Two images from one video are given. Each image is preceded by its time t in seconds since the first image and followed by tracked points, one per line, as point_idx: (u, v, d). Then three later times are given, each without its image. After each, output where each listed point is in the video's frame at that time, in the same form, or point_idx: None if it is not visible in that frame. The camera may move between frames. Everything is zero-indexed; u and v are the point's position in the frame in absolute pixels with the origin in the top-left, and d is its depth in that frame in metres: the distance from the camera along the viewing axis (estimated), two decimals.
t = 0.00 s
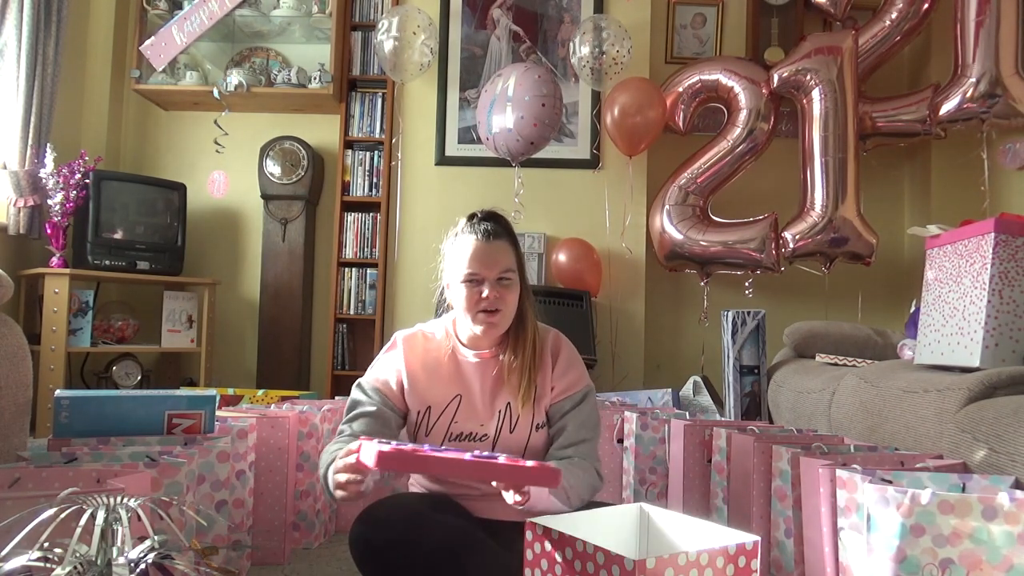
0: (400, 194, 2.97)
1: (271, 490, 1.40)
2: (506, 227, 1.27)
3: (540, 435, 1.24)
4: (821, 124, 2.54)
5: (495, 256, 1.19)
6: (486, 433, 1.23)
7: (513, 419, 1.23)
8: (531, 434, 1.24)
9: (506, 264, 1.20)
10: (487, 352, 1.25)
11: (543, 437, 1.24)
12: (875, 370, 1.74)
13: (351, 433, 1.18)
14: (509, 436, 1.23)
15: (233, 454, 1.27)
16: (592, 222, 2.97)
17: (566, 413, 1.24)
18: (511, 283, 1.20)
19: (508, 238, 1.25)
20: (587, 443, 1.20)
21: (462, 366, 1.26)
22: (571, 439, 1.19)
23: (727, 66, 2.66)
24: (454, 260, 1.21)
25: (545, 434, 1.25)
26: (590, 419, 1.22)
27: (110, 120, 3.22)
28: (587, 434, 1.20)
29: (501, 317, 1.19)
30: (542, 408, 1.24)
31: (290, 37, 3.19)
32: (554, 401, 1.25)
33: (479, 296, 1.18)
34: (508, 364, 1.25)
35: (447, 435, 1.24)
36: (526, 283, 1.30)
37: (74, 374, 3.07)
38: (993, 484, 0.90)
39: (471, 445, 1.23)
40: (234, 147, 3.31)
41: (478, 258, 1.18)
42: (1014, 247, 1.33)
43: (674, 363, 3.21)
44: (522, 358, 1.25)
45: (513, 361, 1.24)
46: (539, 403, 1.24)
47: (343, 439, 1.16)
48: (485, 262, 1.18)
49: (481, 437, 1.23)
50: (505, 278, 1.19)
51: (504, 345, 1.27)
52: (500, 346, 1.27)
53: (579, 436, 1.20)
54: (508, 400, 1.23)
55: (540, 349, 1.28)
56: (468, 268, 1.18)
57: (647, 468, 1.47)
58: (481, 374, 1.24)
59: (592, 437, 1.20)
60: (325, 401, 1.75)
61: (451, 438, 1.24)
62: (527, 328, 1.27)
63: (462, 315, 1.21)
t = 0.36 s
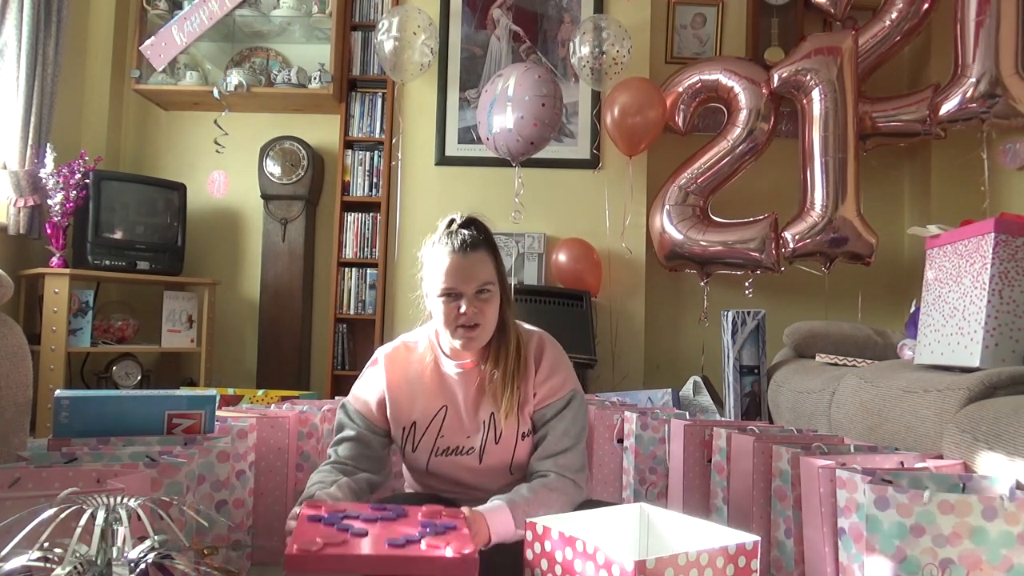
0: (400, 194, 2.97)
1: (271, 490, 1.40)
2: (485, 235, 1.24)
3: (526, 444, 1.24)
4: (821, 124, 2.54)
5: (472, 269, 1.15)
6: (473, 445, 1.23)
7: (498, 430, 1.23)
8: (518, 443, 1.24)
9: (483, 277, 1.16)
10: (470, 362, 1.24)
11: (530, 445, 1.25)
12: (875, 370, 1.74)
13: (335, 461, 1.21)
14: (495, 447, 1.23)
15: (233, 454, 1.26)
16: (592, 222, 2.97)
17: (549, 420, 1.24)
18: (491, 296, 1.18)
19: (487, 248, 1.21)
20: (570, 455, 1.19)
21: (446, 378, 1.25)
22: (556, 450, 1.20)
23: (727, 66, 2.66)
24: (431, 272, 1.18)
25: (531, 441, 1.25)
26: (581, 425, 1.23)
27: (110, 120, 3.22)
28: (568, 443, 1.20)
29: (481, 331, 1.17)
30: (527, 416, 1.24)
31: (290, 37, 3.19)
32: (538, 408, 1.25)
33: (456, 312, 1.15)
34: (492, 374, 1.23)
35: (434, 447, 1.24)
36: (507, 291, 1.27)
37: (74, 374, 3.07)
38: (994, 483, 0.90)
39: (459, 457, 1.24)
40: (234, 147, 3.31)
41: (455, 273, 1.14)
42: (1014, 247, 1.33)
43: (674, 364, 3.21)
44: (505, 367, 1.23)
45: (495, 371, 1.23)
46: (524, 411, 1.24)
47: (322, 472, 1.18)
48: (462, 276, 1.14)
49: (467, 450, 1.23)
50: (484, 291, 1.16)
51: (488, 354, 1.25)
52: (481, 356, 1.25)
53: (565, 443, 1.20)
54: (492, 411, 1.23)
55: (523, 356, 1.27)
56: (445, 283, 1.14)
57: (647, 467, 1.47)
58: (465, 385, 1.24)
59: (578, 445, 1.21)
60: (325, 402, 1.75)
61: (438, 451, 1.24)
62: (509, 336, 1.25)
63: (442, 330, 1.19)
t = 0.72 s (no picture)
0: (400, 194, 2.97)
1: (270, 490, 1.40)
2: (464, 247, 1.21)
3: (522, 457, 1.22)
4: (821, 124, 2.54)
5: (451, 285, 1.13)
6: (467, 462, 1.22)
7: (491, 446, 1.20)
8: (513, 457, 1.22)
9: (463, 293, 1.14)
10: (458, 378, 1.21)
11: (526, 458, 1.22)
12: (875, 370, 1.74)
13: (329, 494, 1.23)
14: (490, 464, 1.21)
15: (233, 454, 1.26)
16: (592, 223, 2.97)
17: (542, 430, 1.21)
18: (473, 312, 1.16)
19: (466, 261, 1.18)
20: (570, 459, 1.18)
21: (436, 395, 1.23)
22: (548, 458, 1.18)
23: (727, 65, 2.66)
24: (411, 289, 1.17)
25: (528, 453, 1.22)
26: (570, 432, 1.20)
27: (110, 120, 3.22)
28: (560, 455, 1.18)
29: (465, 350, 1.15)
30: (520, 429, 1.21)
31: (290, 37, 3.19)
32: (531, 420, 1.21)
33: (438, 332, 1.13)
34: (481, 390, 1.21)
35: (430, 465, 1.24)
36: (491, 302, 1.24)
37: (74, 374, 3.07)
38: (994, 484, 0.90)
39: (455, 474, 1.23)
40: (234, 147, 3.31)
41: (432, 292, 1.12)
42: (1014, 247, 1.33)
43: (674, 364, 3.21)
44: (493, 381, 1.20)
45: (484, 387, 1.20)
46: (517, 425, 1.21)
47: (317, 511, 1.21)
48: (441, 294, 1.12)
49: (463, 468, 1.22)
50: (464, 309, 1.14)
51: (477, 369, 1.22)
52: (469, 371, 1.22)
53: (563, 455, 1.18)
54: (484, 429, 1.20)
55: (513, 367, 1.22)
56: (423, 304, 1.13)
57: (647, 468, 1.47)
58: (456, 403, 1.22)
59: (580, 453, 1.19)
60: (324, 401, 1.75)
61: (435, 468, 1.24)
62: (495, 349, 1.21)
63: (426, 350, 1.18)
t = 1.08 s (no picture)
0: (400, 195, 2.97)
1: (270, 490, 1.40)
2: (469, 255, 1.20)
3: (520, 463, 1.22)
4: (821, 124, 2.54)
5: (457, 295, 1.13)
6: (467, 468, 1.22)
7: (490, 453, 1.20)
8: (512, 463, 1.22)
9: (470, 304, 1.14)
10: (460, 384, 1.21)
11: (525, 462, 1.22)
12: (875, 370, 1.74)
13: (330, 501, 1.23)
14: (489, 470, 1.21)
15: (233, 454, 1.26)
16: (592, 223, 2.97)
17: (541, 432, 1.20)
18: (481, 322, 1.16)
19: (472, 269, 1.18)
20: (568, 463, 1.18)
21: (437, 401, 1.24)
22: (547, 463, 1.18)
23: (728, 65, 2.66)
24: (416, 299, 1.16)
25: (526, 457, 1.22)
26: (571, 432, 1.19)
27: (110, 120, 3.22)
28: (557, 459, 1.18)
29: (472, 360, 1.15)
30: (518, 435, 1.20)
31: (290, 37, 3.19)
32: (529, 423, 1.21)
33: (447, 343, 1.13)
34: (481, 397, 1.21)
35: (429, 470, 1.25)
36: (495, 307, 1.23)
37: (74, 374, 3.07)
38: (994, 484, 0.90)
39: (455, 481, 1.24)
40: (234, 147, 3.31)
41: (438, 301, 1.12)
42: (1014, 247, 1.33)
43: (674, 364, 3.21)
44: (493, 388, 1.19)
45: (484, 394, 1.20)
46: (517, 432, 1.20)
47: (318, 521, 1.21)
48: (447, 304, 1.12)
49: (463, 474, 1.23)
50: (472, 318, 1.14)
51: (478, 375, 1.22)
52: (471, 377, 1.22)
53: (563, 459, 1.18)
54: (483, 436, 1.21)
55: (515, 373, 1.21)
56: (429, 313, 1.12)
57: (647, 467, 1.47)
58: (456, 410, 1.22)
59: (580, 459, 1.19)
60: (324, 401, 1.75)
61: (435, 473, 1.24)
62: (497, 357, 1.20)
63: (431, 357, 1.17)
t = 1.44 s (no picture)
0: (400, 195, 2.98)
1: (270, 490, 1.39)
2: (502, 241, 1.21)
3: (534, 452, 1.22)
4: (821, 124, 2.54)
5: (488, 278, 1.14)
6: (478, 452, 1.21)
7: (504, 438, 1.20)
8: (526, 451, 1.21)
9: (500, 288, 1.15)
10: (478, 368, 1.22)
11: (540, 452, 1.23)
12: (875, 370, 1.74)
13: (337, 473, 1.22)
14: (502, 455, 1.21)
15: (233, 454, 1.27)
16: (592, 223, 2.97)
17: (564, 433, 1.21)
18: (509, 307, 1.17)
19: (504, 255, 1.19)
20: (588, 460, 1.19)
21: (454, 383, 1.23)
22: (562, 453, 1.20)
23: (727, 65, 2.66)
24: (447, 280, 1.17)
25: (542, 448, 1.23)
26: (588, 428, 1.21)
27: (110, 120, 3.22)
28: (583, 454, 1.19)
29: (496, 341, 1.15)
30: (536, 424, 1.21)
31: (290, 37, 3.19)
32: (550, 417, 1.22)
33: (475, 322, 1.13)
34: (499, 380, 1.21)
35: (440, 453, 1.23)
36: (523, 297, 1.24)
37: (73, 375, 3.07)
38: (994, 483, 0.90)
39: (466, 464, 1.23)
40: (234, 147, 3.31)
41: (470, 281, 1.13)
42: (1014, 247, 1.33)
43: (674, 364, 3.21)
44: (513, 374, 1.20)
45: (503, 379, 1.20)
46: (532, 421, 1.21)
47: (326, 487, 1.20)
48: (479, 285, 1.13)
49: (474, 457, 1.22)
50: (501, 303, 1.15)
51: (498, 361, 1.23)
52: (491, 361, 1.23)
53: (579, 455, 1.19)
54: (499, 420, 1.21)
55: (535, 365, 1.23)
56: (461, 292, 1.13)
57: (647, 467, 1.47)
58: (473, 393, 1.22)
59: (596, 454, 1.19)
60: (324, 402, 1.75)
61: (445, 456, 1.23)
62: (519, 345, 1.21)
63: (455, 336, 1.18)
